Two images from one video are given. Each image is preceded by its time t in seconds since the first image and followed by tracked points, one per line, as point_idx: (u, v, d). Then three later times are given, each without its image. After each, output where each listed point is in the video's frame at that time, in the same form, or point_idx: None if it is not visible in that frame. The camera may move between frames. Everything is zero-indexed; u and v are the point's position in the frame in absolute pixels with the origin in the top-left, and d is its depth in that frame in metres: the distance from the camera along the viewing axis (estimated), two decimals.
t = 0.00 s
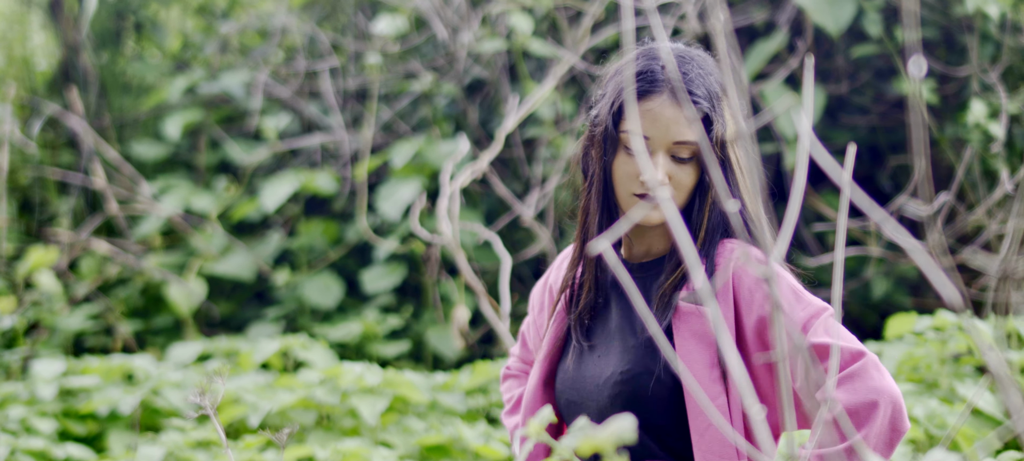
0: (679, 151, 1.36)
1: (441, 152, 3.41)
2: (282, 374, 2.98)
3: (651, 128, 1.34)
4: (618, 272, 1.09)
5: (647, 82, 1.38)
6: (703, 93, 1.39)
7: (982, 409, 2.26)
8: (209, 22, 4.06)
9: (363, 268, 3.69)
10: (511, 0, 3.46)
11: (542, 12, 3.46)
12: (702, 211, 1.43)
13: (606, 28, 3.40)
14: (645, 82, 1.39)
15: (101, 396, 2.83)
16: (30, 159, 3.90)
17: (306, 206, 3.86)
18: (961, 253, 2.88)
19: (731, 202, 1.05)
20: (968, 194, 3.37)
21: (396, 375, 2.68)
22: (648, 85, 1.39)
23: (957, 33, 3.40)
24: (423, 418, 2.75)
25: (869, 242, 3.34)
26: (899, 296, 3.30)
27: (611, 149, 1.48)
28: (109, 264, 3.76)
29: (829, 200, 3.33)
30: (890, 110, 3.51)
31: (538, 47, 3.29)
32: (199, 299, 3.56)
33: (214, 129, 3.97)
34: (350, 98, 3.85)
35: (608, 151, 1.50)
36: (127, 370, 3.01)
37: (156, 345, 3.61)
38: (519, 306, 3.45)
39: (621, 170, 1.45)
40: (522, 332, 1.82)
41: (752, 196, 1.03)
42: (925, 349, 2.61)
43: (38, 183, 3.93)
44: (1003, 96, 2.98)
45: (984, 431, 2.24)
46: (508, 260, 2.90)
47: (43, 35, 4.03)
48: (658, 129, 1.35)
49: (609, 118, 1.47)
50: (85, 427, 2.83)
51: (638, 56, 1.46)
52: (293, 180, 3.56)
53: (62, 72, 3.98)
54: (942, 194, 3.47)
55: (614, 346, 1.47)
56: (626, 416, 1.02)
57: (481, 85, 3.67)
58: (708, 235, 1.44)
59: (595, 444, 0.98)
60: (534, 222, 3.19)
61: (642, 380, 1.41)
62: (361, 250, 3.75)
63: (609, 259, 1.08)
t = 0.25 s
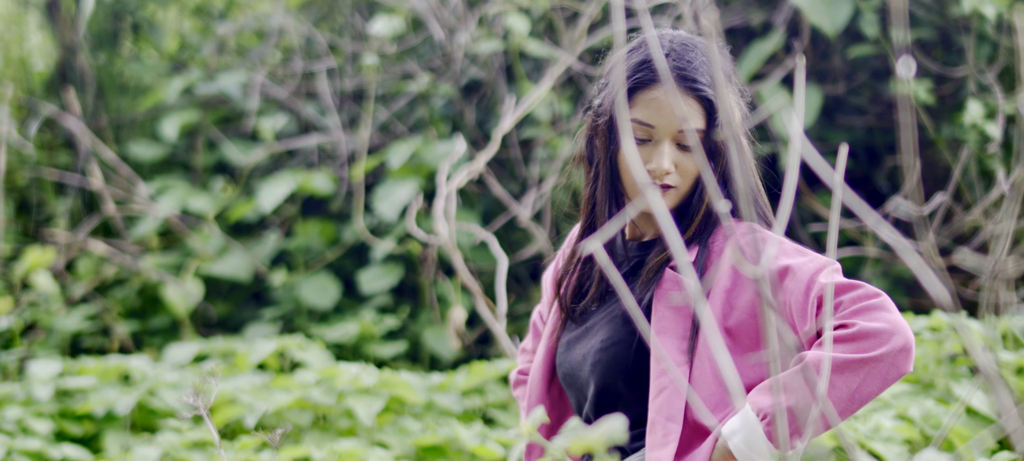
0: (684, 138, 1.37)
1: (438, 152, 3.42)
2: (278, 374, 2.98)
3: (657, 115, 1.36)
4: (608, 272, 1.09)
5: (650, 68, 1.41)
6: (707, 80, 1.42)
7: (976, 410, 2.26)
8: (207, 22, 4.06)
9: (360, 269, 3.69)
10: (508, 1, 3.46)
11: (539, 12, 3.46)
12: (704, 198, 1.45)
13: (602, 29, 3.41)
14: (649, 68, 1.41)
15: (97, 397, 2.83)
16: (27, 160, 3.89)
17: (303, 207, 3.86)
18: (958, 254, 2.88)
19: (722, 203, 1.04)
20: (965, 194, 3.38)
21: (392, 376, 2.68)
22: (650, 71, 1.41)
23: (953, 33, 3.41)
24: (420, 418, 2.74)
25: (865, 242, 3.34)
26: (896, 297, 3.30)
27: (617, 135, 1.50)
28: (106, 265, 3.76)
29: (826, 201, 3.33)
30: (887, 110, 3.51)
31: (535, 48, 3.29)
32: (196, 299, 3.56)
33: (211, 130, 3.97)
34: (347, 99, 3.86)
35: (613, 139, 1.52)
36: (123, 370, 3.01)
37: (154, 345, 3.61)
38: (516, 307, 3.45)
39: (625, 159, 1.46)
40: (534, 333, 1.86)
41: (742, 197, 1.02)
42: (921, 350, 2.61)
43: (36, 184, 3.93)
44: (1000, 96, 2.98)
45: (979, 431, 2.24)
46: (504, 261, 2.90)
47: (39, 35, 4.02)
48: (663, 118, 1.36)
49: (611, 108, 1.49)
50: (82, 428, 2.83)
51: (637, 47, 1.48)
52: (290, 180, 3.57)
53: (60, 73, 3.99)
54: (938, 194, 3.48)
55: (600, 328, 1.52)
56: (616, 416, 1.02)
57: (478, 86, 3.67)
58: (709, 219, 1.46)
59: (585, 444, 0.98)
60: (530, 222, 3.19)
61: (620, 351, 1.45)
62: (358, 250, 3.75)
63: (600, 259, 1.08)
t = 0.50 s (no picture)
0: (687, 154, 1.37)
1: (437, 152, 3.42)
2: (277, 374, 2.98)
3: (660, 134, 1.36)
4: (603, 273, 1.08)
5: (649, 87, 1.41)
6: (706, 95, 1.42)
7: (974, 409, 2.26)
8: (205, 22, 4.06)
9: (358, 268, 3.69)
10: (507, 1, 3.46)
11: (537, 12, 3.46)
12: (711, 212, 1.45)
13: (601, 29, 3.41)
14: (647, 86, 1.41)
15: (96, 397, 2.83)
16: (26, 160, 3.89)
17: (302, 207, 3.86)
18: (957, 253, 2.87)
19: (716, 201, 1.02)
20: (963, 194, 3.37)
21: (390, 375, 2.68)
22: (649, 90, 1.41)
23: (952, 33, 3.40)
24: (418, 418, 2.74)
25: (864, 242, 3.33)
26: (895, 296, 3.30)
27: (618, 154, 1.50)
28: (105, 264, 3.76)
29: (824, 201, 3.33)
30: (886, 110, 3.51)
31: (533, 47, 3.29)
32: (195, 299, 3.56)
33: (210, 130, 3.97)
34: (346, 98, 3.85)
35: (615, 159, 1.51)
36: (121, 370, 3.01)
37: (152, 345, 3.61)
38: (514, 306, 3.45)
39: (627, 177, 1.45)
40: (493, 362, 1.67)
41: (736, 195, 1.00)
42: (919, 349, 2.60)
43: (35, 184, 3.93)
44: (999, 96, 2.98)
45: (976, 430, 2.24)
46: (502, 260, 2.90)
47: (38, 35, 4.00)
48: (665, 136, 1.36)
49: (612, 127, 1.49)
50: (81, 428, 2.83)
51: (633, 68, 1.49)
52: (288, 180, 3.57)
53: (59, 73, 3.99)
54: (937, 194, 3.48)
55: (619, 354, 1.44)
56: (612, 417, 1.01)
57: (477, 86, 3.67)
58: (716, 229, 1.46)
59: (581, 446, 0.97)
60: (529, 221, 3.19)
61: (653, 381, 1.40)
62: (357, 250, 3.75)
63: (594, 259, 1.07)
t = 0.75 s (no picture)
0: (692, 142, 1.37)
1: (436, 152, 3.42)
2: (276, 374, 2.99)
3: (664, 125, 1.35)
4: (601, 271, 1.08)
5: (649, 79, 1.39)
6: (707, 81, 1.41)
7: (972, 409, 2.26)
8: (205, 22, 4.05)
9: (358, 268, 3.68)
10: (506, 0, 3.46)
11: (537, 11, 3.46)
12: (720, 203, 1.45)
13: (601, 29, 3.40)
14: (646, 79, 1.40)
15: (95, 396, 2.83)
16: (26, 160, 3.88)
17: (301, 207, 3.86)
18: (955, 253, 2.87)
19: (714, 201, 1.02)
20: (963, 193, 3.37)
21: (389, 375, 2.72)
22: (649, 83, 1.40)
23: (952, 33, 3.40)
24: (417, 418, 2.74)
25: (863, 242, 3.33)
26: (895, 296, 3.29)
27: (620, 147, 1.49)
28: (104, 264, 3.76)
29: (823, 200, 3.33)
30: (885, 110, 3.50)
31: (532, 47, 3.29)
32: (194, 299, 3.56)
33: (209, 130, 3.97)
34: (345, 98, 3.85)
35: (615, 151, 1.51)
36: (120, 370, 3.01)
37: (152, 345, 3.61)
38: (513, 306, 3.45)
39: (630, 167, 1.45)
40: (445, 351, 1.53)
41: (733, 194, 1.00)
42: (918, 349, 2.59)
43: (34, 184, 3.92)
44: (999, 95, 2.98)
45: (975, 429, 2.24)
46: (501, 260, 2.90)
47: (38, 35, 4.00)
48: (669, 126, 1.36)
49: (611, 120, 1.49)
50: (79, 427, 2.83)
51: (629, 57, 1.47)
52: (287, 180, 3.57)
53: (58, 73, 4.00)
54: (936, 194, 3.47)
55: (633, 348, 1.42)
56: (608, 416, 1.02)
57: (476, 86, 3.67)
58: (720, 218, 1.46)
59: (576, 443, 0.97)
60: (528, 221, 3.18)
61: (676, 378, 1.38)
62: (356, 250, 3.75)
63: (592, 258, 1.07)
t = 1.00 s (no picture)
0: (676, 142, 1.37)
1: (435, 152, 3.42)
2: (274, 374, 2.98)
3: (648, 126, 1.36)
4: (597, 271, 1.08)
5: (634, 81, 1.40)
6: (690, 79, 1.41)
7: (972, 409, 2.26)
8: (203, 22, 4.05)
9: (357, 269, 3.68)
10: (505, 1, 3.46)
11: (535, 12, 3.46)
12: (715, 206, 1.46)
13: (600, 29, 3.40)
14: (630, 81, 1.40)
15: (94, 397, 2.83)
16: (25, 161, 3.88)
17: (300, 207, 3.86)
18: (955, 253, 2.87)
19: (710, 203, 1.02)
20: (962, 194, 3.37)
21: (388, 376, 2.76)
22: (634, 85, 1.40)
23: (950, 33, 3.40)
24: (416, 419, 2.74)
25: (863, 242, 3.33)
26: (894, 296, 3.29)
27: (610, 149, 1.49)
28: (103, 265, 3.76)
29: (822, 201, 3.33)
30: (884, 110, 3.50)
31: (531, 47, 3.29)
32: (193, 299, 3.56)
33: (208, 130, 3.97)
34: (344, 99, 3.85)
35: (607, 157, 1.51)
36: (120, 370, 3.01)
37: (151, 345, 3.61)
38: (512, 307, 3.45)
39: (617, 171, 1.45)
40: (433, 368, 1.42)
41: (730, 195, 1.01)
42: (917, 349, 2.59)
43: (33, 184, 3.92)
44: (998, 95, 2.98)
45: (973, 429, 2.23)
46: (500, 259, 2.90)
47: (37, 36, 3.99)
48: (654, 127, 1.36)
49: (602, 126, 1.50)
50: (78, 428, 2.83)
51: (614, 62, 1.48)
52: (286, 181, 3.57)
53: (58, 73, 4.00)
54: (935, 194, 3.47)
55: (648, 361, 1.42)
56: (604, 418, 1.01)
57: (475, 86, 3.68)
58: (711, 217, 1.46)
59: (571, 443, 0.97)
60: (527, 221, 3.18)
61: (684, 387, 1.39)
62: (355, 250, 3.75)
63: (589, 259, 1.08)
